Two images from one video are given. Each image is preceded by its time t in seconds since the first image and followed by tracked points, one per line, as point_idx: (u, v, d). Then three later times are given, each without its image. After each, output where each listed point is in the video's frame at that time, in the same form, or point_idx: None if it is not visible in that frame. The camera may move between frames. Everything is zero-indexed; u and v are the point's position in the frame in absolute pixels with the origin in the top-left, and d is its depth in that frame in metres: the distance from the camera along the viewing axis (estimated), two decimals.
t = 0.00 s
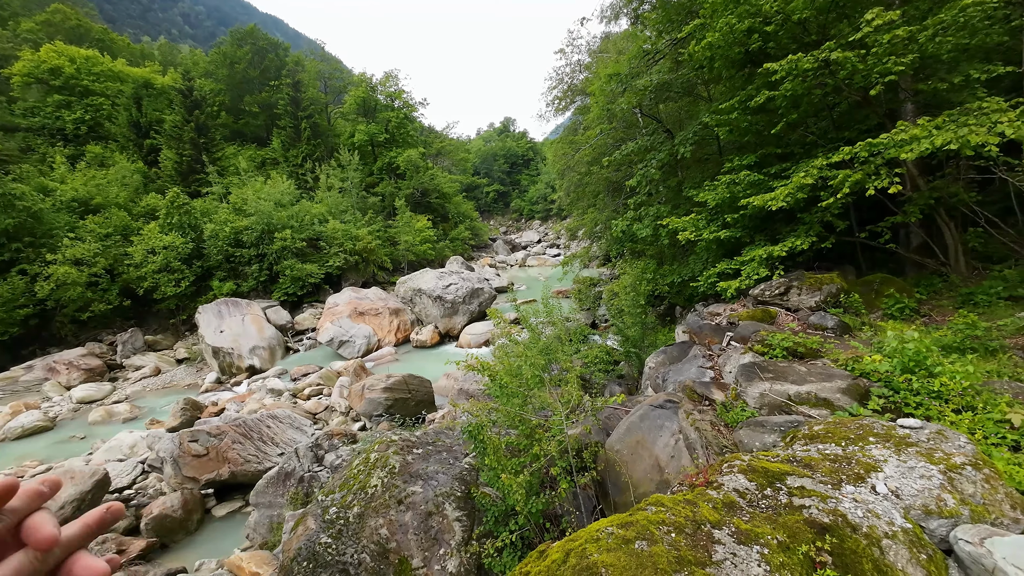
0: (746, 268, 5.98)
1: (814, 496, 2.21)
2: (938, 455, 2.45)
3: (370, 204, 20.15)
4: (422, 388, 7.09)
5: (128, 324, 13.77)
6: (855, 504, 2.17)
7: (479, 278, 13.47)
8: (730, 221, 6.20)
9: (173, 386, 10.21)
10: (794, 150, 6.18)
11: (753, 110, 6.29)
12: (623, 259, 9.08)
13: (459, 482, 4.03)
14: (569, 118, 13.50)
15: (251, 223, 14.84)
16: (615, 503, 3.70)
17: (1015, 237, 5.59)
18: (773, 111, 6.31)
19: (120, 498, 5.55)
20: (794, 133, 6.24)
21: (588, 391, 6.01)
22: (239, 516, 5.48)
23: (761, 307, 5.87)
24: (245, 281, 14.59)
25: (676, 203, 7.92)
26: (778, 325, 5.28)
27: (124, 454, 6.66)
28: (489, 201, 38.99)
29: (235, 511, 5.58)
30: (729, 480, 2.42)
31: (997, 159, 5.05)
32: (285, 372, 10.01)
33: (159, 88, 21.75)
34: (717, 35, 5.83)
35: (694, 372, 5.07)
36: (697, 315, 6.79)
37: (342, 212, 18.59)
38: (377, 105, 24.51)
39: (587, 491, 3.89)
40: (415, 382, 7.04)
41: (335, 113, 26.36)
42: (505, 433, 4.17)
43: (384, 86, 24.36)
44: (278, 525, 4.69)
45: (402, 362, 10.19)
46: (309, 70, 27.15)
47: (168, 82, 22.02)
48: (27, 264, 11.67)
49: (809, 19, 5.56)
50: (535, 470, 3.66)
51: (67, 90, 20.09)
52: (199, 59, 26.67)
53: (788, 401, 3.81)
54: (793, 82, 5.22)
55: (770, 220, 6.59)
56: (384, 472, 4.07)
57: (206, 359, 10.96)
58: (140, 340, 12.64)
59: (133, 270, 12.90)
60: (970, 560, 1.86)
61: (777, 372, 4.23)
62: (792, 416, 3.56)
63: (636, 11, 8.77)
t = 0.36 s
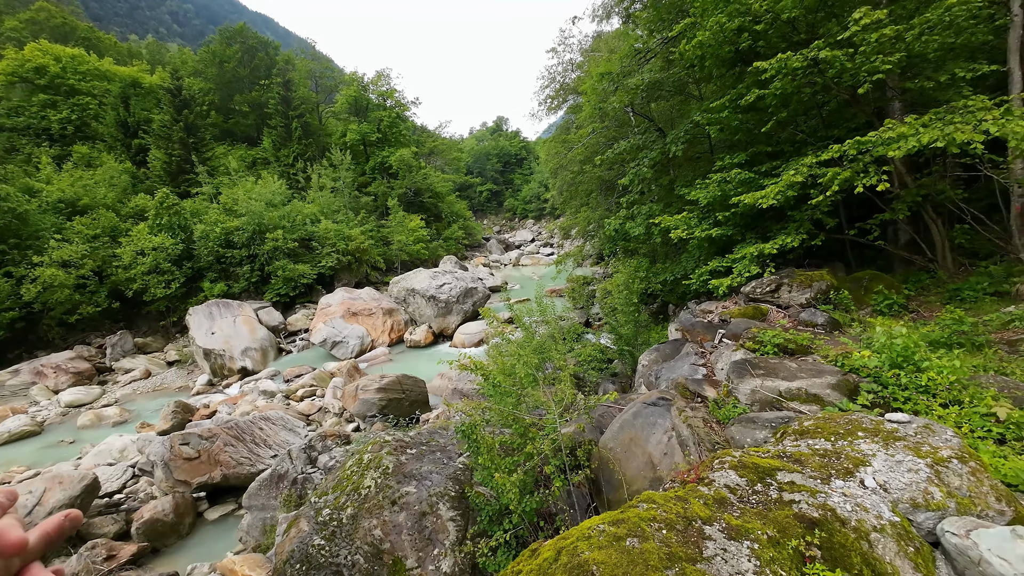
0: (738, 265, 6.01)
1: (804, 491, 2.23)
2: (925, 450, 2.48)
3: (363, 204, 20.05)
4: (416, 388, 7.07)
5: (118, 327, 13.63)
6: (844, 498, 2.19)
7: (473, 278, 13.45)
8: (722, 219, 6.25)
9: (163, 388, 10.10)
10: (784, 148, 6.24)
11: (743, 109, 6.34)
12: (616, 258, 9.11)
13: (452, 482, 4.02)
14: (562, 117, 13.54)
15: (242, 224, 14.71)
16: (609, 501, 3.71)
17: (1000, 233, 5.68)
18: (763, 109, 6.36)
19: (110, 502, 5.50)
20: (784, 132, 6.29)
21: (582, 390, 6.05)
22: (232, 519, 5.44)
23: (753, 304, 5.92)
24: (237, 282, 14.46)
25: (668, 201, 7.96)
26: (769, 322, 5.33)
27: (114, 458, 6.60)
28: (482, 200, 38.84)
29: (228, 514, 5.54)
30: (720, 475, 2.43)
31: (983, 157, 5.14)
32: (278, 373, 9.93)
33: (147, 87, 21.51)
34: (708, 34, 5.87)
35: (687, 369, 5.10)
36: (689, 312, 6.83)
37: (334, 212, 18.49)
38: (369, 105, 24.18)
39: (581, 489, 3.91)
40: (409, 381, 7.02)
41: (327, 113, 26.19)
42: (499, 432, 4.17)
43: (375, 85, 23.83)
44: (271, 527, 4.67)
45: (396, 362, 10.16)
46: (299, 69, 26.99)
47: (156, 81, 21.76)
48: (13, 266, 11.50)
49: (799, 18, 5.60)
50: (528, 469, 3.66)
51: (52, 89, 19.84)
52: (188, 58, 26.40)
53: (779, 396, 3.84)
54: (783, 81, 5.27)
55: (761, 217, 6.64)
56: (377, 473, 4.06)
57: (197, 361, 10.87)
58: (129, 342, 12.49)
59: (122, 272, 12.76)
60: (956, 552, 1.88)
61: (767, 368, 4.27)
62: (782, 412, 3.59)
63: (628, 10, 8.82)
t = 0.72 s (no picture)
0: (731, 268, 6.05)
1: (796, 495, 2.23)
2: (916, 453, 2.50)
3: (358, 207, 20.01)
4: (411, 392, 7.04)
5: (109, 332, 13.50)
6: (836, 502, 2.20)
7: (468, 281, 13.45)
8: (715, 221, 6.29)
9: (155, 394, 10.00)
10: (776, 151, 6.30)
11: (736, 112, 6.41)
12: (611, 261, 9.15)
13: (447, 487, 4.00)
14: (556, 120, 13.62)
15: (236, 227, 14.64)
16: (603, 504, 3.69)
17: (989, 235, 5.76)
18: (755, 113, 6.42)
19: (100, 510, 5.45)
20: (776, 135, 6.35)
21: (578, 393, 6.05)
22: (225, 526, 5.39)
23: (746, 307, 5.95)
24: (230, 286, 14.36)
25: (662, 204, 8.00)
26: (762, 325, 5.36)
27: (104, 465, 6.52)
28: (477, 203, 38.80)
29: (220, 521, 5.49)
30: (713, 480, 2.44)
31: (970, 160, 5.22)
32: (272, 377, 9.85)
33: (139, 90, 21.41)
34: (700, 39, 5.94)
35: (681, 372, 5.11)
36: (684, 315, 6.86)
37: (328, 215, 18.44)
38: (363, 108, 24.34)
39: (576, 493, 3.91)
40: (404, 385, 7.00)
41: (321, 116, 26.18)
42: (494, 437, 4.16)
43: (370, 87, 24.33)
44: (264, 534, 4.63)
45: (391, 366, 10.12)
46: (293, 72, 26.99)
47: (149, 84, 21.65)
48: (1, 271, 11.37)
49: (789, 22, 5.67)
50: (523, 474, 3.65)
51: (43, 93, 19.71)
52: (181, 61, 26.32)
53: (773, 399, 3.86)
54: (774, 85, 5.33)
55: (754, 220, 6.69)
56: (371, 479, 4.03)
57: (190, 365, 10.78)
58: (121, 347, 12.38)
59: (114, 276, 12.65)
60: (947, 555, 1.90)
61: (761, 371, 4.29)
62: (776, 414, 3.61)
63: (622, 14, 8.91)
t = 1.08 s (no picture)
0: (727, 273, 6.08)
1: (791, 502, 2.24)
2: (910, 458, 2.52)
3: (354, 212, 20.00)
4: (407, 398, 7.02)
5: (102, 338, 13.41)
6: (830, 509, 2.20)
7: (464, 286, 13.44)
8: (711, 227, 6.34)
9: (149, 400, 9.92)
10: (770, 157, 6.37)
11: (730, 119, 6.48)
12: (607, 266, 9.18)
13: (443, 494, 3.98)
14: (553, 126, 13.73)
15: (231, 232, 14.60)
16: (601, 511, 3.70)
17: (980, 241, 5.84)
18: (748, 120, 6.50)
19: (92, 518, 5.39)
20: (770, 141, 6.42)
21: (575, 399, 6.06)
22: (218, 534, 5.33)
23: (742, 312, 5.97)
24: (226, 291, 14.29)
25: (658, 209, 8.06)
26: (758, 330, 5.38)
27: (96, 472, 6.45)
28: (474, 208, 38.80)
29: (214, 529, 5.43)
30: (708, 487, 2.44)
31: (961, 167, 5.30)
32: (267, 383, 9.78)
33: (136, 95, 21.41)
34: (694, 47, 6.02)
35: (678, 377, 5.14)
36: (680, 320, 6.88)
37: (324, 220, 18.42)
38: (360, 113, 24.39)
39: (573, 499, 3.91)
40: (400, 391, 6.97)
41: (318, 121, 26.22)
42: (490, 443, 4.14)
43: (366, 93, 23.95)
44: (258, 542, 4.59)
45: (387, 371, 10.07)
46: (290, 78, 27.05)
47: (145, 89, 21.65)
48: None
49: (782, 31, 5.75)
50: (519, 481, 3.64)
51: (39, 98, 19.69)
52: (178, 66, 26.35)
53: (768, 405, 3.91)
54: (767, 92, 5.41)
55: (749, 225, 6.74)
56: (367, 486, 4.00)
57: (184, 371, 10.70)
58: (115, 353, 12.30)
59: (108, 282, 12.59)
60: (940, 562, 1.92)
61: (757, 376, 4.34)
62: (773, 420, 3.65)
63: (617, 23, 9.01)
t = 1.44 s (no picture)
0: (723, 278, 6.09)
1: (790, 508, 2.24)
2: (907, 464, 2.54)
3: (350, 218, 19.99)
4: (403, 404, 6.98)
5: (95, 344, 13.29)
6: (828, 515, 2.20)
7: (461, 291, 13.43)
8: (706, 233, 6.38)
9: (142, 407, 9.82)
10: (764, 164, 6.43)
11: (725, 126, 6.54)
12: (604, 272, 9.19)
13: (439, 501, 3.96)
14: (550, 132, 13.83)
15: (227, 238, 14.55)
16: (598, 519, 3.67)
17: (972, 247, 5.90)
18: (742, 127, 6.57)
19: (82, 528, 5.31)
20: (764, 148, 6.50)
21: (572, 405, 6.06)
22: (212, 542, 5.27)
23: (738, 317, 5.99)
24: (221, 297, 14.20)
25: (653, 215, 8.12)
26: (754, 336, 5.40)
27: (87, 480, 6.36)
28: (471, 214, 38.86)
29: (207, 538, 5.35)
30: (706, 494, 2.42)
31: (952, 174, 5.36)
32: (262, 389, 9.71)
33: (132, 101, 21.41)
34: (689, 55, 6.09)
35: (674, 383, 5.15)
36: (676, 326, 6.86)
37: (321, 225, 18.40)
38: (357, 119, 24.45)
39: (570, 507, 3.86)
40: (397, 398, 6.94)
41: (315, 127, 26.26)
42: (486, 450, 4.12)
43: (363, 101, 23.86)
44: (252, 551, 4.54)
45: (383, 377, 10.02)
46: (287, 84, 27.12)
47: (141, 94, 21.63)
48: None
49: (776, 40, 5.81)
50: (517, 488, 3.62)
51: (34, 103, 19.66)
52: (175, 72, 26.40)
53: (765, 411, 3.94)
54: (762, 100, 5.47)
55: (744, 231, 6.78)
56: (362, 494, 3.97)
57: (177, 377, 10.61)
58: (107, 359, 12.19)
59: (101, 287, 12.51)
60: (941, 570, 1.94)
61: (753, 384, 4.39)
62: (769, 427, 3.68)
63: (613, 31, 9.09)
